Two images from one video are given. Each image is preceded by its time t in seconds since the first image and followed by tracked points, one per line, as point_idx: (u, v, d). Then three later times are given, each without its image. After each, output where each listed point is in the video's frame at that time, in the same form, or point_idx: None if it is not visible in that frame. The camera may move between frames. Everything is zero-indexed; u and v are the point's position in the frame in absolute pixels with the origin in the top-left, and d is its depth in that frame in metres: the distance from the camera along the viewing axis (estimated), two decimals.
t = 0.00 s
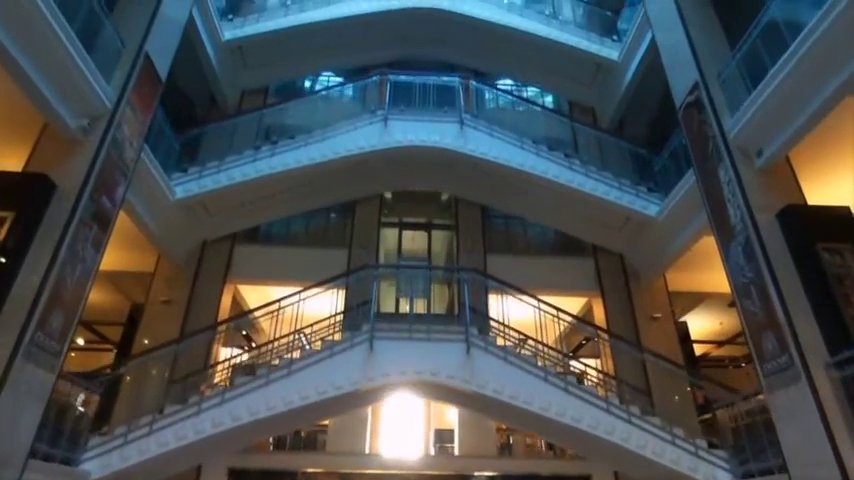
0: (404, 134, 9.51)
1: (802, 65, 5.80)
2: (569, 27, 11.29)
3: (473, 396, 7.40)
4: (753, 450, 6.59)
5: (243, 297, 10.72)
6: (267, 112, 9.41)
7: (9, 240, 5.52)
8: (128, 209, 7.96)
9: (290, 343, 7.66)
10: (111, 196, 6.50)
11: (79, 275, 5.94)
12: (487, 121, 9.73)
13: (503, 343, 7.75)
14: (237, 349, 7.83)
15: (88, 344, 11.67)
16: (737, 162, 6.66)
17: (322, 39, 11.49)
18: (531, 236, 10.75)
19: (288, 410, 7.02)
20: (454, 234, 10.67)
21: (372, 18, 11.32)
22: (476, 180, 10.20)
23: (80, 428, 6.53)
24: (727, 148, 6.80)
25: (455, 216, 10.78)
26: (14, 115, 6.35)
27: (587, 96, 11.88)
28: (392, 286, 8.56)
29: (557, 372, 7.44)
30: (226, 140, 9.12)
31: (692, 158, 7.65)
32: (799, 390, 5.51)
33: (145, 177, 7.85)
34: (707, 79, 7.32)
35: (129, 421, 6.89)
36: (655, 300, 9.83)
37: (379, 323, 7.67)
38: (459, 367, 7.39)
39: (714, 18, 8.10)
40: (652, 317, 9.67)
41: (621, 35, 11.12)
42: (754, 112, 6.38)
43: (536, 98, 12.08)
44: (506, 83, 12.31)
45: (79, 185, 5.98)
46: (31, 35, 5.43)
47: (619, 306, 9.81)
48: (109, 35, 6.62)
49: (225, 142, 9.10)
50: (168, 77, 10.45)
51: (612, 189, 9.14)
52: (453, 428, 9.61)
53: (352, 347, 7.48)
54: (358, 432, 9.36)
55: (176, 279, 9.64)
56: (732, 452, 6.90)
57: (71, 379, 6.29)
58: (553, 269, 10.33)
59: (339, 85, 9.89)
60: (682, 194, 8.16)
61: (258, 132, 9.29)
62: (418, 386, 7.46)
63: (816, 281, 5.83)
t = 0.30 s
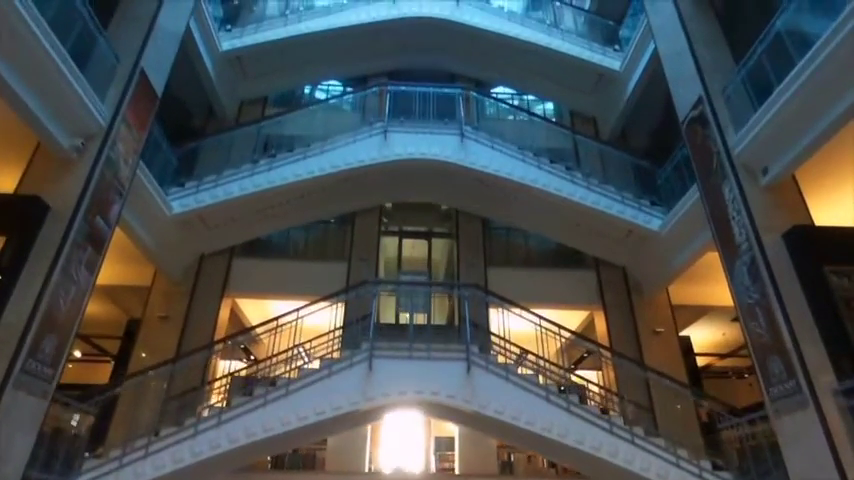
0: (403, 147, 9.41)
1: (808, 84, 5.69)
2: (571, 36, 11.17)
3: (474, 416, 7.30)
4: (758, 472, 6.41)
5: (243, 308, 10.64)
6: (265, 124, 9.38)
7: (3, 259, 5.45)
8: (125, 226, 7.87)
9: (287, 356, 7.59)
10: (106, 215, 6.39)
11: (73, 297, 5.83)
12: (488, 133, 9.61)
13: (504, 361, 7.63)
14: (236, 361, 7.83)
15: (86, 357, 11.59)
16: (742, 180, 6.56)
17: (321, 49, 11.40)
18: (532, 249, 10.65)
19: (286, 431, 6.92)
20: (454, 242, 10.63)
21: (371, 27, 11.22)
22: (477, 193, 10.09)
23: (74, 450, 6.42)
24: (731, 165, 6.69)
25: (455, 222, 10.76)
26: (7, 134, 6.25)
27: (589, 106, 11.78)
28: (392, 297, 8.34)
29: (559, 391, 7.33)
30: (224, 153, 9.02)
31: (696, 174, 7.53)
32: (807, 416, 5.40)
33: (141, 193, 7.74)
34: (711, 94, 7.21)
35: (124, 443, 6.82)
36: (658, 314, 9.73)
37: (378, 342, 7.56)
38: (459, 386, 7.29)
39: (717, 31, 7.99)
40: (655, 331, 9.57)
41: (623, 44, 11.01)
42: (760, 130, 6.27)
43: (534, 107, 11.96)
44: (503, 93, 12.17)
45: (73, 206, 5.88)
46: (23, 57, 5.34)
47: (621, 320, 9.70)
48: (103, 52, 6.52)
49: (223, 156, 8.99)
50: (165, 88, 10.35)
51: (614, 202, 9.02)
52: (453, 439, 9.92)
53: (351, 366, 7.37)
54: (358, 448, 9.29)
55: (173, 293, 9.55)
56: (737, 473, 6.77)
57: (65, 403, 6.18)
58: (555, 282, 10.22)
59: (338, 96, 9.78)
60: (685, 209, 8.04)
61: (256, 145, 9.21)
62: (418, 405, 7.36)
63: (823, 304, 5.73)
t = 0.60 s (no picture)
0: (403, 158, 9.30)
1: (814, 101, 5.58)
2: (572, 44, 11.05)
3: (474, 434, 7.19)
4: None
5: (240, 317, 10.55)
6: (263, 135, 9.30)
7: None
8: (120, 241, 7.75)
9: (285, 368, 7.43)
10: (100, 234, 6.29)
11: (65, 319, 5.72)
12: (488, 143, 9.49)
13: (504, 378, 7.52)
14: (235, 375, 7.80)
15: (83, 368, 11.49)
16: (747, 196, 6.44)
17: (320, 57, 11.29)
18: (533, 259, 10.53)
19: (283, 452, 6.82)
20: (454, 249, 10.56)
21: (370, 36, 11.11)
22: (477, 203, 9.98)
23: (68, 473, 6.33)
24: (736, 180, 6.58)
25: (455, 230, 10.69)
26: None
27: (591, 114, 11.66)
28: (391, 312, 8.13)
29: (560, 409, 7.21)
30: (221, 165, 8.91)
31: (700, 188, 7.40)
32: (814, 441, 5.28)
33: (137, 208, 7.62)
34: (715, 108, 7.09)
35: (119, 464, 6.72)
36: (662, 328, 9.61)
37: (377, 359, 7.44)
38: (460, 404, 7.18)
39: (722, 42, 7.87)
40: (657, 345, 9.48)
41: (625, 53, 10.89)
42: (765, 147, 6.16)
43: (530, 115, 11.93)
44: (506, 102, 12.08)
45: (65, 226, 5.78)
46: (15, 76, 5.24)
47: (623, 333, 9.60)
48: (97, 67, 6.42)
49: (220, 168, 8.89)
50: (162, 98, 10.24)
51: (616, 214, 8.89)
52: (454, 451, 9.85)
53: (349, 383, 7.25)
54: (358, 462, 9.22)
55: (170, 307, 9.45)
56: None
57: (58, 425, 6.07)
58: (556, 293, 10.11)
59: (336, 106, 9.67)
60: (688, 223, 7.94)
61: (254, 157, 9.10)
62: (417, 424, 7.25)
63: (830, 326, 5.63)
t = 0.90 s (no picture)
0: (403, 170, 9.16)
1: (826, 119, 5.44)
2: (575, 53, 10.90)
3: (476, 456, 7.05)
4: None
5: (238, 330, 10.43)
6: (261, 146, 9.14)
7: None
8: (115, 258, 7.62)
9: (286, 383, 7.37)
10: (94, 253, 6.15)
11: (57, 343, 5.59)
12: (490, 155, 9.34)
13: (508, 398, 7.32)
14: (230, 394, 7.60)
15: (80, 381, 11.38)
16: (755, 214, 6.30)
17: (320, 66, 11.18)
18: (536, 271, 10.39)
19: (281, 474, 6.68)
20: (455, 258, 10.46)
21: (370, 45, 11.00)
22: (479, 215, 9.83)
23: None
24: (744, 197, 6.44)
25: (457, 238, 10.57)
26: None
27: (594, 123, 11.53)
28: (391, 330, 7.98)
29: (564, 430, 7.07)
30: (218, 177, 8.78)
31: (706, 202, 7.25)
32: (827, 471, 5.13)
33: (132, 223, 7.49)
34: (722, 122, 6.95)
35: None
36: (666, 342, 9.47)
37: (377, 378, 7.32)
38: (461, 424, 7.05)
39: (728, 54, 7.73)
40: (663, 359, 9.32)
41: (628, 61, 10.76)
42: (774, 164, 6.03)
43: (530, 122, 11.88)
44: (508, 109, 12.01)
45: (58, 248, 5.65)
46: (6, 97, 5.12)
47: (628, 348, 9.45)
48: (91, 83, 6.30)
49: (218, 181, 8.76)
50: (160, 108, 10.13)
51: (621, 228, 8.75)
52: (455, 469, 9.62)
53: (349, 404, 7.12)
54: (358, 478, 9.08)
55: (167, 322, 9.32)
56: None
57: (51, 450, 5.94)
58: (559, 306, 9.97)
59: (336, 117, 9.53)
60: (693, 239, 7.81)
61: (252, 170, 8.94)
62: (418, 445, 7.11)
63: (842, 351, 5.48)
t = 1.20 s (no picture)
0: (404, 182, 9.01)
1: (840, 137, 5.28)
2: (579, 60, 10.74)
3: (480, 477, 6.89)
4: None
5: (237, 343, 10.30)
6: (261, 158, 9.00)
7: None
8: (110, 275, 7.47)
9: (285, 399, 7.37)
10: (88, 273, 6.00)
11: (50, 367, 5.43)
12: (493, 166, 9.19)
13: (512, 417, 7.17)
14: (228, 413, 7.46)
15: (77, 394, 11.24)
16: (766, 232, 6.14)
17: (320, 75, 11.05)
18: (539, 283, 10.23)
19: None
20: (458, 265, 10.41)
21: (371, 53, 10.87)
22: (481, 227, 9.68)
23: None
24: (754, 214, 6.28)
25: (459, 246, 10.50)
26: None
27: (597, 131, 11.36)
28: (393, 344, 7.91)
29: (570, 450, 6.91)
30: (217, 190, 8.65)
31: (714, 218, 7.08)
32: None
33: (127, 238, 7.33)
34: (731, 136, 6.79)
35: None
36: (672, 356, 9.31)
37: (378, 397, 7.19)
38: (464, 445, 6.90)
39: (737, 65, 7.57)
40: (669, 374, 9.16)
41: (633, 69, 10.60)
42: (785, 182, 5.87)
43: (532, 128, 11.86)
44: (511, 115, 12.04)
45: (50, 269, 5.50)
46: None
47: (633, 362, 9.30)
48: (86, 98, 6.16)
49: (216, 194, 8.62)
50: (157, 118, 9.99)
51: (626, 241, 8.59)
52: None
53: (350, 424, 6.98)
54: None
55: (165, 337, 9.17)
56: None
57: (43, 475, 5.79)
58: (562, 319, 9.81)
59: (336, 127, 9.39)
60: (701, 255, 7.66)
61: (251, 182, 8.79)
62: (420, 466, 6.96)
63: None
